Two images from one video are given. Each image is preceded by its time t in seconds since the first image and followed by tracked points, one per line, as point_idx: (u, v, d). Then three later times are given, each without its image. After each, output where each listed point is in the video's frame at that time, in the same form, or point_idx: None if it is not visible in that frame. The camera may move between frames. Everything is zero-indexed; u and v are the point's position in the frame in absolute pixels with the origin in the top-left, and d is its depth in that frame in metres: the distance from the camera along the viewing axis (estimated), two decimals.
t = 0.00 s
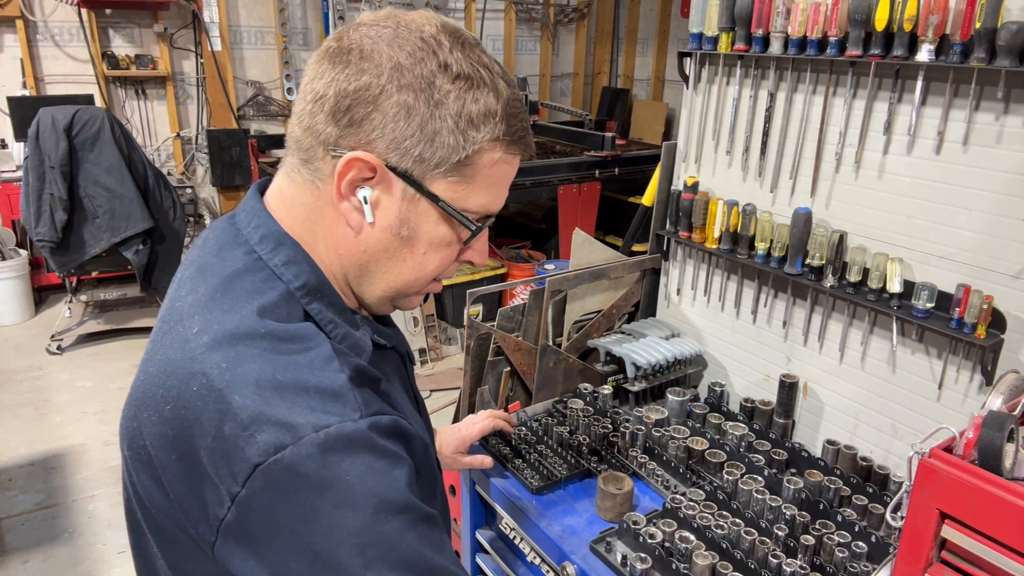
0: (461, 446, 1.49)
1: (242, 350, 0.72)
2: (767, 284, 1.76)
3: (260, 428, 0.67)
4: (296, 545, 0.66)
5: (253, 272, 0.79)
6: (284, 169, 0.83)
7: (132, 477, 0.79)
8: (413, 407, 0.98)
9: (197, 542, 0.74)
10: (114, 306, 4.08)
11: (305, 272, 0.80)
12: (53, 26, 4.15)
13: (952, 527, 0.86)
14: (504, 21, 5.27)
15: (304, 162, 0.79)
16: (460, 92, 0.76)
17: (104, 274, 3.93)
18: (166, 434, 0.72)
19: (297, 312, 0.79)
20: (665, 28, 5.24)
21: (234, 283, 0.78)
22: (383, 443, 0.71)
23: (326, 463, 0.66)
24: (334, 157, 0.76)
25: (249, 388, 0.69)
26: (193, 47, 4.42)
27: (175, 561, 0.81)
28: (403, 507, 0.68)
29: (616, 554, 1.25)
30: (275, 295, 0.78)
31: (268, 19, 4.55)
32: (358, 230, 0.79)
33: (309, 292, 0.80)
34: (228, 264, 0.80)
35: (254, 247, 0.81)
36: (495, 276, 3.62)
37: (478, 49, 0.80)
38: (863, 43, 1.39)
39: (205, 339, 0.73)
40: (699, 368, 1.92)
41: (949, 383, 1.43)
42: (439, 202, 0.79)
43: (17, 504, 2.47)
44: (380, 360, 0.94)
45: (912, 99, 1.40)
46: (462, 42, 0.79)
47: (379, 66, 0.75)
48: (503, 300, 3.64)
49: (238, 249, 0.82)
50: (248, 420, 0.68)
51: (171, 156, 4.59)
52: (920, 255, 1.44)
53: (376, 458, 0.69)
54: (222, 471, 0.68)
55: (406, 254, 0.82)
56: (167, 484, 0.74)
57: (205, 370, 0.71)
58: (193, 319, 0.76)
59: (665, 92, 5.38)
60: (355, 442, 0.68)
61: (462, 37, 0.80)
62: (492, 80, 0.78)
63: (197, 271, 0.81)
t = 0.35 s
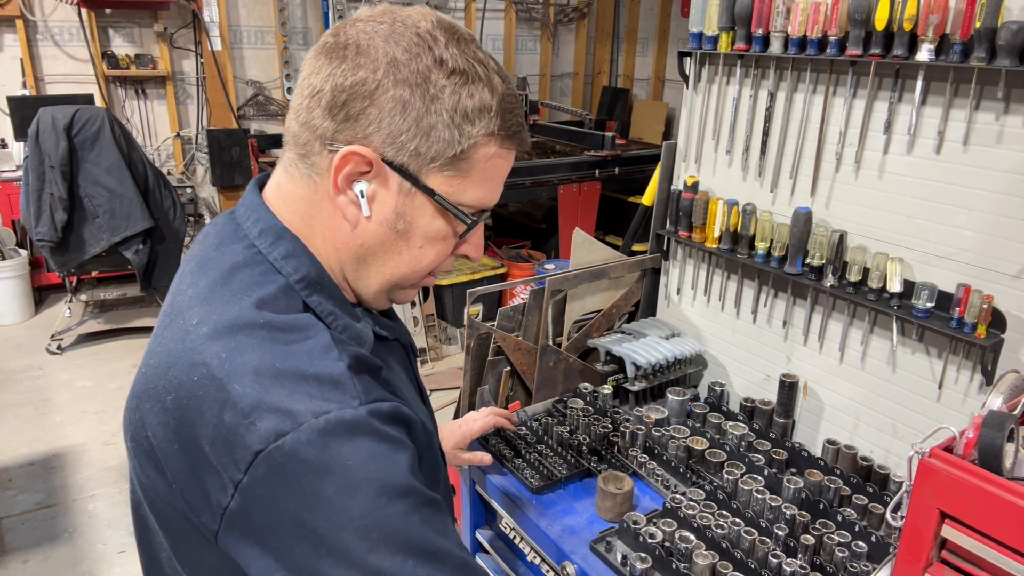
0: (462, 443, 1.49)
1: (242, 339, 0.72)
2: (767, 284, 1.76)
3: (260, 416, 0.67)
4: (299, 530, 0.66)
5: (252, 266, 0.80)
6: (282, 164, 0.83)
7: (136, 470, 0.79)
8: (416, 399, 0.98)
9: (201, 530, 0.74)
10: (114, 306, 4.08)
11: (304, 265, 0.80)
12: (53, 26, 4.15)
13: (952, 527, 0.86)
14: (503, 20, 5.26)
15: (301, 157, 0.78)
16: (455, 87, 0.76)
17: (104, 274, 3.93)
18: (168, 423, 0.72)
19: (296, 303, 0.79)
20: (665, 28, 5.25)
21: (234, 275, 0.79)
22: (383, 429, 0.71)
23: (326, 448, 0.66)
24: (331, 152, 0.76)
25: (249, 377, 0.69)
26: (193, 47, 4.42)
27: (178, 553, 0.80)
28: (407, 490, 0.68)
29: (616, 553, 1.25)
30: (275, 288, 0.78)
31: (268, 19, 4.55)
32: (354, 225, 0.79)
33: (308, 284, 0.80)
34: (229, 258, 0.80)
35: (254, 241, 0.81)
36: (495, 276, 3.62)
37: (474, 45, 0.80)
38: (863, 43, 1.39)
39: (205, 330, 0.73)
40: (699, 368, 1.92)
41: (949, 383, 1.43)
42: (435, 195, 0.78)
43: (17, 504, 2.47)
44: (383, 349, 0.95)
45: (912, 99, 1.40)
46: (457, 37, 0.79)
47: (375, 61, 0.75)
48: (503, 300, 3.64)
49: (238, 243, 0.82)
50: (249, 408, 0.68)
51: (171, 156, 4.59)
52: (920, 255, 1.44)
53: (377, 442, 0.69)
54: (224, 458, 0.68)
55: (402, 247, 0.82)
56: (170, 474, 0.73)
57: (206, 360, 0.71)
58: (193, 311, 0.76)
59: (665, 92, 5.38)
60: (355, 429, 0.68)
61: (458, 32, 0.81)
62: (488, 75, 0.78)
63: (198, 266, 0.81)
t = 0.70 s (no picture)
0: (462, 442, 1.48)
1: (237, 327, 0.72)
2: (767, 284, 1.76)
3: (247, 402, 0.67)
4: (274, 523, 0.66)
5: (251, 255, 0.79)
6: (281, 156, 0.83)
7: (136, 455, 0.80)
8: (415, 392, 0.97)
9: (193, 513, 0.75)
10: (114, 306, 4.08)
11: (302, 253, 0.80)
12: (53, 26, 4.15)
13: (952, 527, 0.86)
14: (504, 20, 5.26)
15: (300, 148, 0.78)
16: (448, 78, 0.76)
17: (104, 274, 3.93)
18: (162, 406, 0.73)
19: (294, 293, 0.78)
20: (665, 28, 5.25)
21: (234, 264, 0.79)
22: (369, 426, 0.69)
23: (310, 442, 0.66)
24: (328, 143, 0.76)
25: (241, 362, 0.70)
26: (193, 47, 4.42)
27: (174, 539, 0.81)
28: (383, 492, 0.68)
29: (615, 553, 1.25)
30: (272, 277, 0.78)
31: (268, 19, 4.55)
32: (351, 213, 0.79)
33: (306, 273, 0.80)
34: (229, 248, 0.80)
35: (253, 231, 0.81)
36: (495, 276, 3.62)
37: (467, 39, 0.81)
38: (863, 43, 1.39)
39: (203, 316, 0.74)
40: (699, 368, 1.92)
41: (949, 384, 1.43)
42: (430, 183, 0.78)
43: (17, 504, 2.47)
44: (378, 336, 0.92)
45: (912, 99, 1.40)
46: (451, 31, 0.80)
47: (371, 53, 0.75)
48: (503, 300, 3.64)
49: (238, 234, 0.82)
50: (238, 394, 0.68)
51: (171, 156, 4.59)
52: (920, 255, 1.44)
53: (360, 441, 0.68)
54: (210, 442, 0.68)
55: (399, 235, 0.81)
56: (166, 457, 0.75)
57: (201, 346, 0.72)
58: (194, 298, 0.77)
59: (665, 92, 5.38)
60: (340, 423, 0.67)
61: (452, 26, 0.81)
62: (480, 67, 0.79)
63: (200, 256, 0.82)
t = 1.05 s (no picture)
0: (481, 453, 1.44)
1: (219, 316, 0.72)
2: (767, 284, 1.76)
3: (223, 389, 0.68)
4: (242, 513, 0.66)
5: (238, 247, 0.79)
6: (272, 153, 0.83)
7: (125, 441, 0.81)
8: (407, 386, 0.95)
9: (172, 497, 0.75)
10: (114, 306, 4.08)
11: (288, 246, 0.79)
12: (53, 26, 4.15)
13: (952, 527, 0.86)
14: (504, 21, 5.26)
15: (291, 144, 0.78)
16: (436, 75, 0.76)
17: (104, 274, 3.93)
18: (144, 392, 0.73)
19: (279, 284, 0.78)
20: (665, 27, 5.25)
21: (219, 257, 0.79)
22: (345, 418, 0.69)
23: (284, 432, 0.66)
24: (319, 138, 0.76)
25: (220, 350, 0.70)
26: (193, 47, 4.43)
27: (161, 522, 0.82)
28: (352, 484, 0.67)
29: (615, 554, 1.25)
30: (257, 268, 0.78)
31: (268, 19, 4.55)
32: (342, 207, 0.79)
33: (292, 265, 0.79)
34: (218, 240, 0.81)
35: (242, 225, 0.81)
36: (495, 275, 3.62)
37: (454, 37, 0.81)
38: (863, 43, 1.39)
39: (188, 306, 0.74)
40: (699, 368, 1.92)
41: (949, 383, 1.43)
42: (419, 177, 0.78)
43: (17, 504, 2.47)
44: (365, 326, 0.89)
45: (912, 99, 1.40)
46: (438, 29, 0.80)
47: (360, 50, 0.75)
48: (503, 300, 3.65)
49: (227, 227, 0.82)
50: (215, 381, 0.68)
51: (171, 156, 4.59)
52: (919, 255, 1.44)
53: (334, 431, 0.68)
54: (187, 427, 0.69)
55: (388, 229, 0.81)
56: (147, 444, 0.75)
57: (184, 335, 0.72)
58: (181, 289, 0.77)
59: (665, 92, 5.39)
60: (314, 412, 0.67)
61: (439, 25, 0.82)
62: (466, 64, 0.79)
63: (192, 249, 0.82)
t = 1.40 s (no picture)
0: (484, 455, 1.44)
1: (210, 309, 0.72)
2: (767, 284, 1.76)
3: (212, 381, 0.68)
4: (226, 501, 0.67)
5: (232, 243, 0.79)
6: (270, 150, 0.82)
7: (122, 436, 0.82)
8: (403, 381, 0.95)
9: (162, 487, 0.75)
10: (114, 306, 4.08)
11: (281, 241, 0.79)
12: (53, 26, 4.15)
13: (952, 527, 0.86)
14: (504, 21, 5.26)
15: (291, 142, 0.78)
16: (440, 80, 0.77)
17: (104, 274, 3.93)
18: (134, 383, 0.74)
19: (271, 279, 0.77)
20: (665, 27, 5.25)
21: (213, 252, 0.78)
22: (333, 409, 0.70)
23: (270, 425, 0.66)
24: (322, 138, 0.75)
25: (211, 342, 0.70)
26: (193, 47, 4.42)
27: (155, 514, 0.82)
28: (338, 477, 0.68)
29: (616, 553, 1.25)
30: (250, 263, 0.77)
31: (268, 19, 4.55)
32: (343, 205, 0.78)
33: (284, 260, 0.78)
34: (213, 235, 0.80)
35: (236, 221, 0.80)
36: (495, 275, 3.62)
37: (457, 43, 0.82)
38: (863, 43, 1.39)
39: (180, 299, 0.74)
40: (699, 368, 1.91)
41: (949, 383, 1.43)
42: (420, 178, 0.79)
43: (17, 504, 2.47)
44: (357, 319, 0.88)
45: (912, 99, 1.40)
46: (441, 34, 0.81)
47: (366, 53, 0.75)
48: (503, 300, 3.65)
49: (222, 224, 0.81)
50: (205, 373, 0.69)
51: (171, 156, 4.59)
52: (919, 255, 1.44)
53: (319, 423, 0.68)
54: (176, 417, 0.69)
55: (387, 228, 0.81)
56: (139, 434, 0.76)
57: (174, 327, 0.72)
58: (174, 283, 0.77)
59: (665, 92, 5.39)
60: (300, 405, 0.68)
61: (442, 30, 0.82)
62: (468, 70, 0.80)
63: (187, 246, 0.82)
